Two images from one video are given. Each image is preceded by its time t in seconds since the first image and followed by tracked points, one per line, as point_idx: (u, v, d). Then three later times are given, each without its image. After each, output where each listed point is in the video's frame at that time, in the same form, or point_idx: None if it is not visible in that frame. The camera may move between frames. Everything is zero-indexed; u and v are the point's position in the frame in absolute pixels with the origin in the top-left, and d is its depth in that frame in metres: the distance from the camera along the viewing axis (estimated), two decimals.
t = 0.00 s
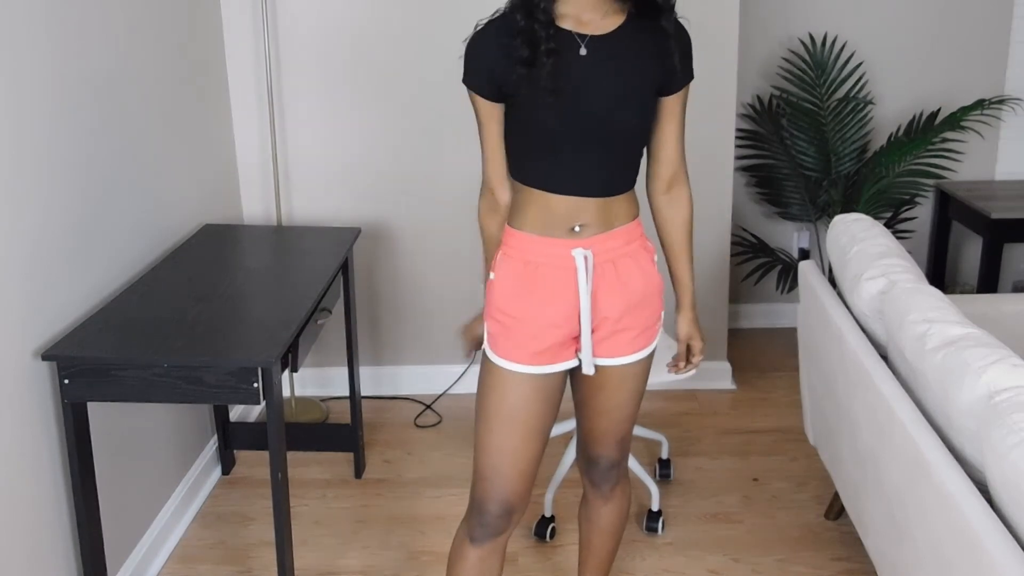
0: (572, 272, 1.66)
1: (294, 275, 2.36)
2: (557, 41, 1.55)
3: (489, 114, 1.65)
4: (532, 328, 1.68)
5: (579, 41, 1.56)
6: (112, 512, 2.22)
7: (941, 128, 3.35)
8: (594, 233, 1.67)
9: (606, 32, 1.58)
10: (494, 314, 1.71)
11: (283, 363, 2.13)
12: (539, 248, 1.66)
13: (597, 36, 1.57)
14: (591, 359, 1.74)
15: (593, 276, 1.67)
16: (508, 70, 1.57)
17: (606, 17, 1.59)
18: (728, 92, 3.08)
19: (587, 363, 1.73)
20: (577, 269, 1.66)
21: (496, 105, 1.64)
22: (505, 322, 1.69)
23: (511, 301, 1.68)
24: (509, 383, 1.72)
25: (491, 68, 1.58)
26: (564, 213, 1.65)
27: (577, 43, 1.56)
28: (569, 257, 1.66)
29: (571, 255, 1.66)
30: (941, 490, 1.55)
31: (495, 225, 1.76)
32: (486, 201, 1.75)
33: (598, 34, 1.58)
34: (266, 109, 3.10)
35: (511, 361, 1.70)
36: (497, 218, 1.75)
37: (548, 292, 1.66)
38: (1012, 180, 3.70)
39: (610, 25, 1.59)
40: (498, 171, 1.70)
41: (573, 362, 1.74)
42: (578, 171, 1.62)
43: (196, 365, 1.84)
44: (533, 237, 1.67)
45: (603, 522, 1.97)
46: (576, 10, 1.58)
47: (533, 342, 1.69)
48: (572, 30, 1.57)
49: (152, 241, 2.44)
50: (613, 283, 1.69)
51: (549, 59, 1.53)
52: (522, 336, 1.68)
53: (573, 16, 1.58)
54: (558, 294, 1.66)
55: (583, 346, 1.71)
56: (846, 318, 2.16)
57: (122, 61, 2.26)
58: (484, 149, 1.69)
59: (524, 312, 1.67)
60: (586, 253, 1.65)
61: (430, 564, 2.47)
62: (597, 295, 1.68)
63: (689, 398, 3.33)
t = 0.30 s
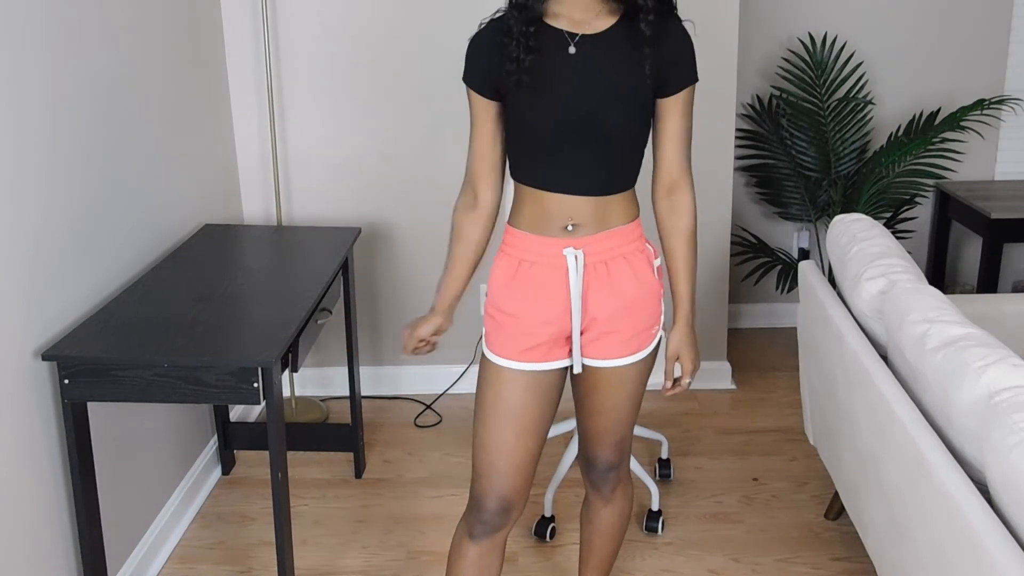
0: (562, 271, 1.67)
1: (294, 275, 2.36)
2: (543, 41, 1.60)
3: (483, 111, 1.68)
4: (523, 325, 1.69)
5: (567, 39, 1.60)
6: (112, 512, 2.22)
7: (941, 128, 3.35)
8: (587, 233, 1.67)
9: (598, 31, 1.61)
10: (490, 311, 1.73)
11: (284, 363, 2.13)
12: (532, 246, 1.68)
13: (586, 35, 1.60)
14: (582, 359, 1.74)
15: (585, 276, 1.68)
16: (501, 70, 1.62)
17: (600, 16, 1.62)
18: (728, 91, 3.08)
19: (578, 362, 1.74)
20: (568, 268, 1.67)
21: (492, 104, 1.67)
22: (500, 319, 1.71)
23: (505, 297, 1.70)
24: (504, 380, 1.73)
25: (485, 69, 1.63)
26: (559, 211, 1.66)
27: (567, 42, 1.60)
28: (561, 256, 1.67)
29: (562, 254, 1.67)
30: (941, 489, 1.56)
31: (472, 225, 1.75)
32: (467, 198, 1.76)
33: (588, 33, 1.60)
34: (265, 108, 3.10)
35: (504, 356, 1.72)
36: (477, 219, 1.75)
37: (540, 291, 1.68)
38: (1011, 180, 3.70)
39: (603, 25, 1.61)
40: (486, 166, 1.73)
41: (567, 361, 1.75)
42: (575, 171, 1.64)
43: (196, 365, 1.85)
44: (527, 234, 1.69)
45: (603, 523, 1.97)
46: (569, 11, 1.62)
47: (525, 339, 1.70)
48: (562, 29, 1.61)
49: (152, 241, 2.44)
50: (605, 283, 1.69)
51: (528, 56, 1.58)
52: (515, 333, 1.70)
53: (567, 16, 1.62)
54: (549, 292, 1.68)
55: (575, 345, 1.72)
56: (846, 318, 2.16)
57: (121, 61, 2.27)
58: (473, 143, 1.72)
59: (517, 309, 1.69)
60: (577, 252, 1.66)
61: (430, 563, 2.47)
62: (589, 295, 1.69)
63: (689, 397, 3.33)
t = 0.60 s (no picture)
0: (553, 270, 1.67)
1: (294, 275, 2.36)
2: (540, 38, 1.61)
3: (478, 109, 1.70)
4: (513, 324, 1.70)
5: (564, 37, 1.61)
6: (112, 512, 2.22)
7: (941, 128, 3.35)
8: (579, 231, 1.67)
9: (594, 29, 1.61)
10: (483, 309, 1.74)
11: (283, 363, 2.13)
12: (524, 245, 1.68)
13: (582, 32, 1.61)
14: (572, 359, 1.74)
15: (574, 275, 1.68)
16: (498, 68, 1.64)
17: (597, 15, 1.63)
18: (728, 91, 3.08)
19: (568, 362, 1.74)
20: (558, 267, 1.67)
21: (487, 102, 1.69)
22: (492, 318, 1.72)
23: (496, 295, 1.70)
24: (497, 378, 1.73)
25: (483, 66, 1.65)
26: (553, 210, 1.67)
27: (564, 40, 1.61)
28: (551, 254, 1.67)
29: (552, 253, 1.67)
30: (941, 489, 1.56)
31: (450, 219, 1.72)
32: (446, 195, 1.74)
33: (584, 31, 1.61)
34: (265, 108, 3.10)
35: (495, 354, 1.72)
36: (458, 212, 1.73)
37: (530, 290, 1.68)
38: (1011, 180, 3.70)
39: (600, 23, 1.62)
40: (473, 160, 1.73)
41: (558, 361, 1.75)
42: (572, 170, 1.64)
43: (196, 365, 1.85)
44: (519, 232, 1.69)
45: (602, 525, 1.97)
46: (568, 10, 1.63)
47: (514, 338, 1.70)
48: (559, 27, 1.62)
49: (152, 241, 2.44)
50: (595, 283, 1.69)
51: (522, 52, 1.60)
52: (507, 331, 1.70)
53: (565, 15, 1.63)
54: (539, 291, 1.68)
55: (565, 345, 1.72)
56: (846, 318, 2.16)
57: (122, 61, 2.27)
58: (463, 137, 1.72)
59: (508, 307, 1.69)
60: (567, 251, 1.66)
61: (430, 563, 2.47)
62: (579, 295, 1.69)
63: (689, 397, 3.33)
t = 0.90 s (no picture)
0: (552, 270, 1.67)
1: (295, 275, 2.36)
2: (541, 37, 1.60)
3: (476, 105, 1.66)
4: (512, 324, 1.69)
5: (566, 36, 1.60)
6: (112, 512, 2.21)
7: (941, 128, 3.35)
8: (578, 232, 1.67)
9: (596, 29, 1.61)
10: (480, 309, 1.73)
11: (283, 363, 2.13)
12: (522, 245, 1.68)
13: (583, 33, 1.60)
14: (572, 360, 1.74)
15: (574, 276, 1.68)
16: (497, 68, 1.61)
17: (596, 15, 1.62)
18: (728, 91, 3.08)
19: (568, 363, 1.74)
20: (557, 268, 1.67)
21: (485, 98, 1.65)
22: (491, 319, 1.71)
23: (495, 296, 1.70)
24: (496, 378, 1.73)
25: (481, 64, 1.62)
26: (551, 210, 1.67)
27: (565, 39, 1.60)
28: (551, 255, 1.67)
29: (552, 254, 1.67)
30: (941, 489, 1.56)
31: (448, 220, 1.71)
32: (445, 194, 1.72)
33: (585, 31, 1.61)
34: (265, 108, 3.10)
35: (495, 356, 1.72)
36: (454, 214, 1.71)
37: (530, 290, 1.68)
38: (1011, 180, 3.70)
39: (600, 23, 1.62)
40: (469, 161, 1.70)
41: (557, 362, 1.75)
42: (570, 170, 1.64)
43: (196, 365, 1.85)
44: (517, 233, 1.69)
45: (602, 524, 1.97)
46: (567, 9, 1.62)
47: (513, 338, 1.70)
48: (559, 27, 1.61)
49: (152, 241, 2.44)
50: (594, 283, 1.69)
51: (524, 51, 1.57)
52: (506, 332, 1.70)
53: (563, 14, 1.62)
54: (539, 291, 1.68)
55: (564, 345, 1.72)
56: (846, 318, 2.16)
57: (122, 61, 2.27)
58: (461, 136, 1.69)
59: (507, 308, 1.69)
60: (567, 252, 1.66)
61: (431, 563, 2.47)
62: (578, 296, 1.69)
63: (689, 398, 3.33)
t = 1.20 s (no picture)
0: (561, 270, 1.67)
1: (294, 275, 2.36)
2: (545, 43, 1.58)
3: (483, 114, 1.66)
4: (521, 325, 1.69)
5: (567, 40, 1.59)
6: (112, 513, 2.21)
7: (941, 128, 3.35)
8: (586, 232, 1.67)
9: (597, 31, 1.60)
10: (488, 311, 1.73)
11: (283, 363, 2.14)
12: (531, 246, 1.68)
13: (585, 35, 1.59)
14: (582, 359, 1.74)
15: (584, 276, 1.68)
16: (498, 71, 1.60)
17: (596, 16, 1.61)
18: (727, 91, 3.08)
19: (578, 363, 1.73)
20: (568, 268, 1.67)
21: (488, 105, 1.65)
22: (499, 320, 1.71)
23: (503, 297, 1.70)
24: (503, 379, 1.73)
25: (481, 66, 1.60)
26: (555, 210, 1.66)
27: (567, 42, 1.59)
28: (560, 255, 1.67)
29: (561, 254, 1.67)
30: (941, 489, 1.56)
31: (486, 227, 1.77)
32: (477, 202, 1.76)
33: (587, 33, 1.60)
34: (265, 107, 3.10)
35: (504, 357, 1.72)
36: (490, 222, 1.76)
37: (539, 291, 1.68)
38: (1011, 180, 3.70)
39: (600, 25, 1.61)
40: (491, 173, 1.72)
41: (567, 362, 1.75)
42: (571, 170, 1.64)
43: (196, 365, 1.85)
44: (525, 235, 1.68)
45: (604, 524, 1.97)
46: (567, 11, 1.61)
47: (523, 339, 1.70)
48: (560, 30, 1.60)
49: (152, 241, 2.44)
50: (604, 282, 1.69)
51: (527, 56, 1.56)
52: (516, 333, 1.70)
53: (563, 15, 1.61)
54: (548, 292, 1.68)
55: (574, 345, 1.72)
56: (846, 318, 2.16)
57: (121, 60, 2.27)
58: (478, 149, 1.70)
59: (516, 310, 1.69)
60: (576, 252, 1.66)
61: (430, 563, 2.47)
62: (588, 295, 1.69)
63: (688, 398, 3.33)
